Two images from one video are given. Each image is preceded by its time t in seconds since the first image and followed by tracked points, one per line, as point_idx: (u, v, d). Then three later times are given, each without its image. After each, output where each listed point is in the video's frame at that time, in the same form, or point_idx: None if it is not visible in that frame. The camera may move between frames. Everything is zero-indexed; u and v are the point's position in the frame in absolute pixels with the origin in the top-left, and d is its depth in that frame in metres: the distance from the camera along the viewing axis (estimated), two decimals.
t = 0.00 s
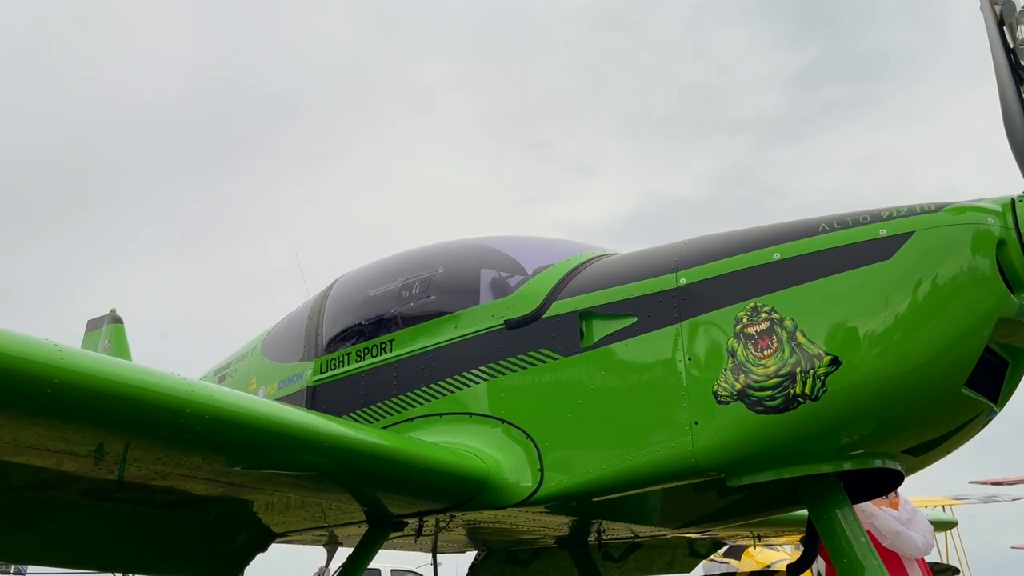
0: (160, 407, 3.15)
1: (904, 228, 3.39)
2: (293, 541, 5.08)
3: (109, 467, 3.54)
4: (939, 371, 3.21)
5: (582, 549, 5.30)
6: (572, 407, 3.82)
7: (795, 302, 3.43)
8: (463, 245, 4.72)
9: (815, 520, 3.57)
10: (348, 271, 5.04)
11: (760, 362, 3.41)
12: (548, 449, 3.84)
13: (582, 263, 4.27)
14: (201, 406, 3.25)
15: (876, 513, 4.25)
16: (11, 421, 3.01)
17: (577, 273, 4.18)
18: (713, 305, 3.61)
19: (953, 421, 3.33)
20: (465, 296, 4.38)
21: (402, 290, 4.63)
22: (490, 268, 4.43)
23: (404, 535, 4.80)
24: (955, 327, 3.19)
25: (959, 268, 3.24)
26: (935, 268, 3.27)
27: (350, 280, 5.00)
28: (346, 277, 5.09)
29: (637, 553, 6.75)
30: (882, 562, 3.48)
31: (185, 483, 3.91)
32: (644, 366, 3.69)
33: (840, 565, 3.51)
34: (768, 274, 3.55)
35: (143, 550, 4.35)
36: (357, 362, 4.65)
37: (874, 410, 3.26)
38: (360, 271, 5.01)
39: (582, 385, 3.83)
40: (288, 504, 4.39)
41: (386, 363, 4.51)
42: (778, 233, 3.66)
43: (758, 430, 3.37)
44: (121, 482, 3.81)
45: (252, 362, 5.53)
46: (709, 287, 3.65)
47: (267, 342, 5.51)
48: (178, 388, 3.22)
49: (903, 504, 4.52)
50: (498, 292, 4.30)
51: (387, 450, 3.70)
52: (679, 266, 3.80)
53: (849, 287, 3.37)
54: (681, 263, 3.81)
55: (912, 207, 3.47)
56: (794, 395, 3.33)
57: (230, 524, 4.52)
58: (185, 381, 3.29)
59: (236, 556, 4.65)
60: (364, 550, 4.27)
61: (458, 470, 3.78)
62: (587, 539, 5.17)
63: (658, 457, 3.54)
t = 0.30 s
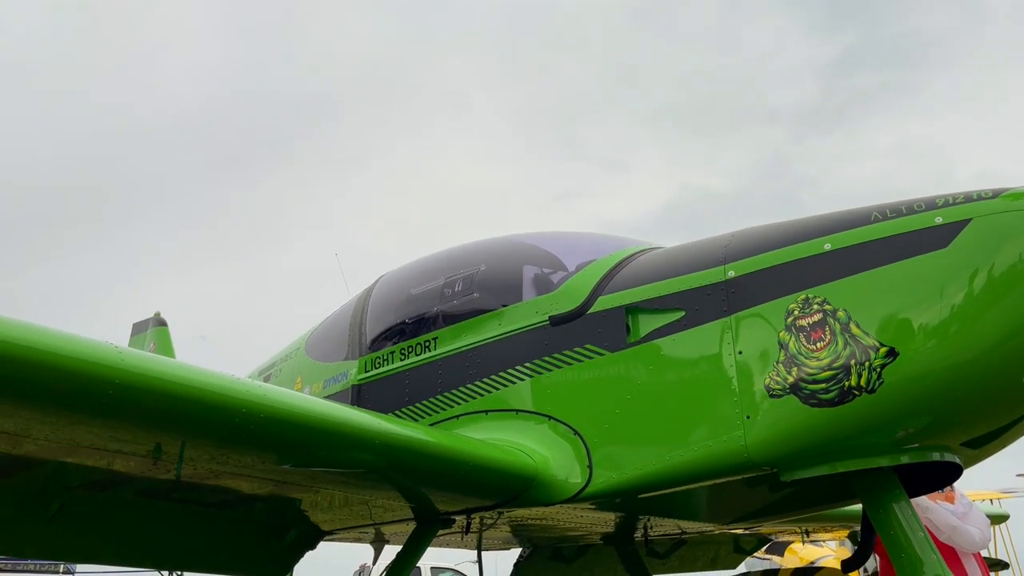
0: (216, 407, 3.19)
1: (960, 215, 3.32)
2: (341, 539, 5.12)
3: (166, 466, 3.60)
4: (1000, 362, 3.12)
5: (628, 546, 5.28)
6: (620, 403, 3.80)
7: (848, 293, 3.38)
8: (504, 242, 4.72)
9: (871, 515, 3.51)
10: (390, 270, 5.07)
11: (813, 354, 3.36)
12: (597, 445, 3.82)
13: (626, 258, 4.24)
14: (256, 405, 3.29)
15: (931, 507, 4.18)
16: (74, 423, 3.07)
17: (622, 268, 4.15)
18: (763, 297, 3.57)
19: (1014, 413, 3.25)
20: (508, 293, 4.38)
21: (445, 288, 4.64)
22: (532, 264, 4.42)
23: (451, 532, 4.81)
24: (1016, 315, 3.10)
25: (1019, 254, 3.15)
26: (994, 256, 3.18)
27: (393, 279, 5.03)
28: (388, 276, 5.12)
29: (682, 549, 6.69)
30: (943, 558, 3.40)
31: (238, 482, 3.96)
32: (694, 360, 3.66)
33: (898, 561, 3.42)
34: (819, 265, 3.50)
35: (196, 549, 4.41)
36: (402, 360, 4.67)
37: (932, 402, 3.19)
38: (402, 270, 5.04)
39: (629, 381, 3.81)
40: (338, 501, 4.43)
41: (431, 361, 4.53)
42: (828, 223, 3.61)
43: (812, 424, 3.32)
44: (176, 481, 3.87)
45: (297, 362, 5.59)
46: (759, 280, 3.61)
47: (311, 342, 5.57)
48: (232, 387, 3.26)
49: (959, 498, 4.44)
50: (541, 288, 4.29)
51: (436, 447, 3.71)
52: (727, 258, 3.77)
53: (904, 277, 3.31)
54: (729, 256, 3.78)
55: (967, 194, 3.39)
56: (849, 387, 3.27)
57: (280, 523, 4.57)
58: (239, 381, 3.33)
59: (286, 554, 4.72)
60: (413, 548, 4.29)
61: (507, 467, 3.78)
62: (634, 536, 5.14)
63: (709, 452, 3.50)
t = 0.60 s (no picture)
0: (270, 407, 3.23)
1: (1020, 201, 3.22)
2: (389, 536, 5.16)
3: (220, 466, 3.65)
4: None
5: (676, 542, 5.23)
6: (670, 398, 3.76)
7: (904, 283, 3.30)
8: (546, 238, 4.70)
9: (930, 508, 3.43)
10: (432, 268, 5.08)
11: (868, 345, 3.29)
12: (646, 441, 3.79)
13: (671, 251, 4.20)
14: (308, 403, 3.32)
15: (989, 500, 4.10)
16: (132, 423, 3.13)
17: (667, 261, 4.12)
18: (815, 288, 3.51)
19: None
20: (551, 289, 4.36)
21: (488, 285, 4.63)
22: (575, 260, 4.40)
23: (499, 529, 4.82)
24: None
25: None
26: None
27: (435, 277, 5.04)
28: (430, 274, 5.13)
29: (729, 546, 6.62)
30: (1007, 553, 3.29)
31: (290, 480, 4.01)
32: (745, 353, 3.61)
33: (958, 555, 3.33)
34: (873, 254, 3.42)
35: (248, 547, 4.46)
36: (446, 358, 4.68)
37: (993, 393, 3.10)
38: (444, 267, 5.05)
39: (678, 376, 3.77)
40: (386, 499, 4.46)
41: (475, 358, 4.53)
42: (880, 212, 3.54)
43: (869, 417, 3.25)
44: (229, 480, 3.93)
45: (341, 361, 5.64)
46: (810, 270, 3.55)
47: (355, 341, 5.61)
48: (284, 386, 3.29)
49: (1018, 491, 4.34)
50: (585, 283, 4.27)
51: (485, 444, 3.72)
52: (777, 250, 3.71)
53: (962, 265, 3.22)
54: (778, 248, 3.72)
55: None
56: (907, 378, 3.20)
57: (330, 520, 4.62)
58: (292, 381, 3.36)
59: (336, 552, 4.76)
60: (462, 545, 4.30)
61: (556, 463, 3.77)
62: (682, 532, 5.10)
63: (762, 446, 3.46)
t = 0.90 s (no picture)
0: (322, 404, 3.26)
1: None
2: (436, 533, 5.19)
3: (273, 464, 3.70)
4: None
5: (725, 537, 5.18)
6: (719, 392, 3.72)
7: (960, 270, 3.23)
8: (587, 233, 4.68)
9: (989, 500, 3.35)
10: (474, 265, 5.09)
11: (924, 335, 3.22)
12: (696, 435, 3.75)
13: (716, 244, 4.15)
14: (358, 401, 3.35)
15: None
16: (188, 422, 3.19)
17: (713, 254, 4.08)
18: (867, 278, 3.46)
19: None
20: (595, 284, 4.34)
21: (530, 281, 4.63)
22: (618, 255, 4.37)
23: (546, 526, 4.82)
24: None
25: None
26: None
27: (476, 275, 5.04)
28: (471, 271, 5.14)
29: (777, 541, 6.53)
30: None
31: (340, 478, 4.05)
32: (795, 345, 3.56)
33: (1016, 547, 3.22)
34: (926, 242, 3.36)
35: (300, 544, 4.52)
36: (490, 355, 4.69)
37: None
38: (486, 265, 5.05)
39: (726, 369, 3.73)
40: (434, 496, 4.49)
41: (519, 354, 4.53)
42: (933, 199, 3.47)
43: (926, 408, 3.19)
44: (280, 479, 3.99)
45: (385, 360, 5.69)
46: (861, 260, 3.50)
47: (398, 340, 5.65)
48: (336, 384, 3.33)
49: None
50: (628, 278, 4.24)
51: (533, 440, 3.72)
52: (826, 240, 3.67)
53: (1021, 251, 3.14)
54: (828, 238, 3.68)
55: None
56: (965, 368, 3.13)
57: (379, 517, 4.67)
58: (343, 379, 3.39)
59: (385, 549, 4.81)
60: (510, 542, 4.31)
61: (605, 459, 3.76)
62: (730, 528, 5.05)
63: (816, 439, 3.41)
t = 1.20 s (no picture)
0: (375, 402, 3.27)
1: None
2: (483, 530, 5.21)
3: (326, 461, 3.74)
4: None
5: (776, 533, 5.12)
6: (770, 385, 3.67)
7: (1020, 257, 3.15)
8: (630, 227, 4.65)
9: None
10: (516, 262, 5.08)
11: (984, 324, 3.15)
12: (747, 430, 3.70)
13: (764, 236, 4.11)
14: (411, 398, 3.36)
15: None
16: (244, 422, 3.22)
17: (761, 246, 4.04)
18: (923, 266, 3.40)
19: None
20: (640, 278, 4.31)
21: (574, 277, 4.61)
22: (663, 248, 4.34)
23: (594, 522, 4.80)
24: None
25: None
26: None
27: (519, 271, 5.04)
28: (513, 268, 5.13)
29: (826, 536, 6.43)
30: None
31: (389, 475, 4.08)
32: (849, 337, 3.50)
33: None
34: (985, 229, 3.29)
35: (351, 541, 4.56)
36: (535, 351, 4.68)
37: None
38: (528, 261, 5.05)
39: (778, 362, 3.68)
40: (482, 492, 4.50)
41: (565, 350, 4.52)
42: (990, 185, 3.40)
43: (988, 399, 3.12)
44: (332, 476, 4.03)
45: (428, 358, 5.71)
46: (916, 248, 3.44)
47: (441, 338, 5.67)
48: (389, 382, 3.34)
49: None
50: (674, 272, 4.21)
51: (584, 436, 3.71)
52: (879, 229, 3.62)
53: None
54: (880, 227, 3.63)
55: None
56: None
57: (428, 514, 4.69)
58: (395, 376, 3.40)
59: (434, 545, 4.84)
60: (559, 539, 4.30)
61: (656, 454, 3.73)
62: (781, 523, 4.98)
63: (873, 433, 3.34)
